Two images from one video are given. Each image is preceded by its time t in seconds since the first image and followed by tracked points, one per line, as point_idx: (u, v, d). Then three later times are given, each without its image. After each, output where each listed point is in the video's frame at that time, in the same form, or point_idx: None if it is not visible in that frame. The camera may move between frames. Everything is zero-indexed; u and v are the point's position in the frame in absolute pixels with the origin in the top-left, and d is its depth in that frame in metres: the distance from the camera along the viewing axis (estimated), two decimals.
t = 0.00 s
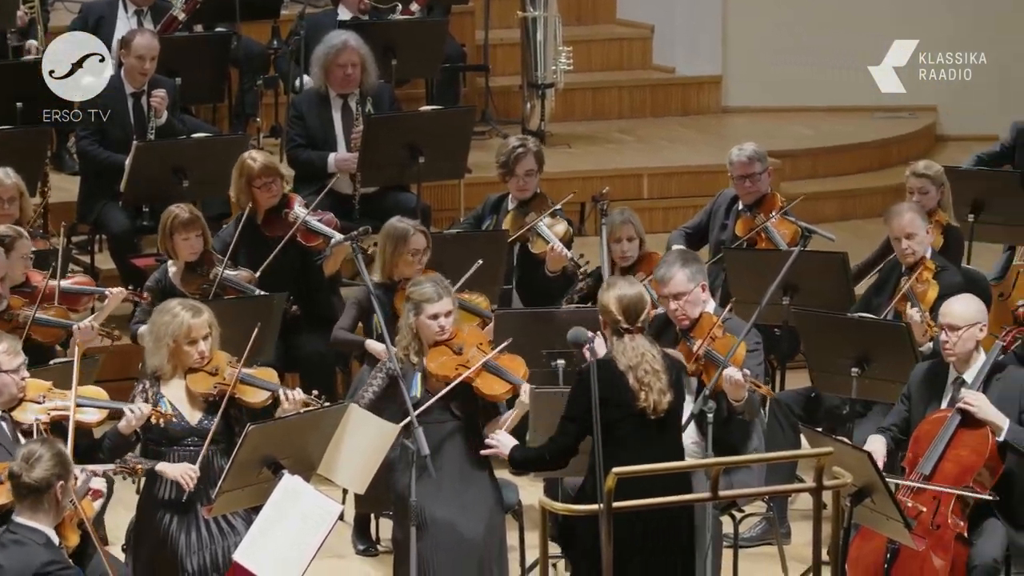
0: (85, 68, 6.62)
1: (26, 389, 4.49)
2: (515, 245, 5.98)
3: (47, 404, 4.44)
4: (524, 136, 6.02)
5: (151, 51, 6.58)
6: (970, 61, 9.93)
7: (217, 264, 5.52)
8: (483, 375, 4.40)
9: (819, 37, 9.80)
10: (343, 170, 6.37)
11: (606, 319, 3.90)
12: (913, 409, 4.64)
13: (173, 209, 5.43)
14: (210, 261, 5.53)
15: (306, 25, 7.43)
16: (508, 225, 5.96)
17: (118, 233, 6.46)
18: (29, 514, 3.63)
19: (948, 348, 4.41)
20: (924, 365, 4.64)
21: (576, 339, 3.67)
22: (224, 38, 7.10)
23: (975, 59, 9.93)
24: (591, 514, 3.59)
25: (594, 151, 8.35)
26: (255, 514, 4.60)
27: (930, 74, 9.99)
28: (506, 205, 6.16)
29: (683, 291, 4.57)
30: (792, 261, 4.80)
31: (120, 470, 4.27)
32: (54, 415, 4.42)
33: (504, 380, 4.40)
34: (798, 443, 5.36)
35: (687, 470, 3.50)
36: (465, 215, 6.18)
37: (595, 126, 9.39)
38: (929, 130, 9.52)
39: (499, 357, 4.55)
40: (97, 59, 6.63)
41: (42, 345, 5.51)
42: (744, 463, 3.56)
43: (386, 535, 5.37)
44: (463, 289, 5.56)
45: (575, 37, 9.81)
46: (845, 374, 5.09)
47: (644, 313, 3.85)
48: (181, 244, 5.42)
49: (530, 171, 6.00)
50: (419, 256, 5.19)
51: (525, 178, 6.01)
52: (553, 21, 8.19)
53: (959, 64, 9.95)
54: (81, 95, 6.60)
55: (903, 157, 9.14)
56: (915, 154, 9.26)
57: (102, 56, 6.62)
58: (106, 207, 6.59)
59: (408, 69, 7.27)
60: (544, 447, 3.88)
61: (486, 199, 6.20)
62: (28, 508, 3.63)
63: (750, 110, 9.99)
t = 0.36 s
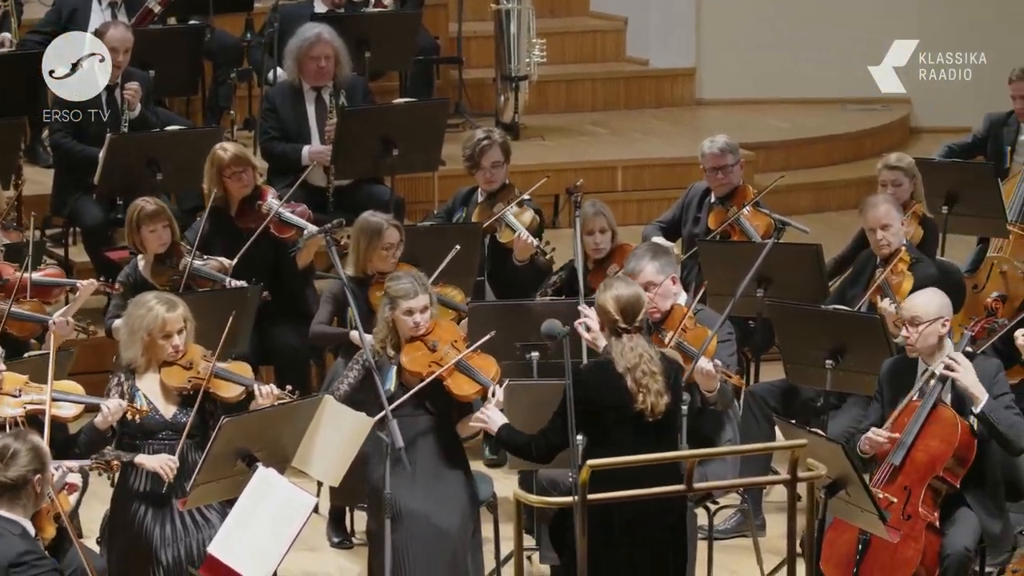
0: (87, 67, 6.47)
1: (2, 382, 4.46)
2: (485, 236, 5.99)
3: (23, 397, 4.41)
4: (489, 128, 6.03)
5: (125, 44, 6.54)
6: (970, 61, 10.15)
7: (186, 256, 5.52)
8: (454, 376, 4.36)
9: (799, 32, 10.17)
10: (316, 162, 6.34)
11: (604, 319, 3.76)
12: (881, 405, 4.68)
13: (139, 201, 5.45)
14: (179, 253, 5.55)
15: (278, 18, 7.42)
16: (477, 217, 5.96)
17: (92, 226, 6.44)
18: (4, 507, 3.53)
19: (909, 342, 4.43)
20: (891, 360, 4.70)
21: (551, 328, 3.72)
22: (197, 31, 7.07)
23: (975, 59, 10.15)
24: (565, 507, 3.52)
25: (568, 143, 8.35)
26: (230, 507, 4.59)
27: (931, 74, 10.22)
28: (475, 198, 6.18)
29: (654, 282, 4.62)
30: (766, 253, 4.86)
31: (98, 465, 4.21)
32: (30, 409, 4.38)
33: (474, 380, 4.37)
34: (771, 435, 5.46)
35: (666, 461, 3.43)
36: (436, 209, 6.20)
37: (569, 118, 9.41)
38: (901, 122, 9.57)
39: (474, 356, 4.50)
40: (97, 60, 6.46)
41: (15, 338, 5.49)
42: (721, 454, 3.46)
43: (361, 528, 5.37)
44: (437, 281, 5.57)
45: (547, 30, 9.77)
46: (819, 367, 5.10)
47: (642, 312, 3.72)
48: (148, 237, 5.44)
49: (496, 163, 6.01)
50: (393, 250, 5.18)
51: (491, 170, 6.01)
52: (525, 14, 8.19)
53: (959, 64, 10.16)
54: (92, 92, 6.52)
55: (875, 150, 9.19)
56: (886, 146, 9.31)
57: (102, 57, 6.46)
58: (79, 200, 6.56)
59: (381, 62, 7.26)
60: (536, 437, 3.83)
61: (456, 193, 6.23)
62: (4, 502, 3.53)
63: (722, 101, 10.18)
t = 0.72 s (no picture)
0: (84, 67, 6.55)
1: None
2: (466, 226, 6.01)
3: (14, 391, 4.39)
4: (466, 119, 6.04)
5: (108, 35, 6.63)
6: (970, 61, 10.18)
7: (164, 245, 5.54)
8: (443, 374, 4.36)
9: (783, 24, 10.25)
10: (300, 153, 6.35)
11: (602, 312, 3.71)
12: (862, 397, 4.70)
13: (115, 194, 5.46)
14: (157, 244, 5.56)
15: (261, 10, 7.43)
16: (457, 207, 5.99)
17: (76, 218, 6.44)
18: None
19: (887, 334, 4.47)
20: (871, 352, 4.71)
21: (534, 321, 3.70)
22: (181, 23, 7.06)
23: (975, 59, 10.18)
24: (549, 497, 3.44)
25: (552, 134, 8.36)
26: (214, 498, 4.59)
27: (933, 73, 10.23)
28: (454, 189, 6.21)
29: (643, 272, 4.53)
30: (749, 243, 4.96)
31: (81, 457, 4.18)
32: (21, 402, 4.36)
33: (462, 379, 4.35)
34: (755, 427, 5.48)
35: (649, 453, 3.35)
36: (415, 202, 6.23)
37: (552, 110, 9.44)
38: (884, 113, 9.61)
39: (463, 355, 4.50)
40: (97, 60, 6.55)
41: None
42: (704, 447, 3.36)
43: (344, 519, 5.38)
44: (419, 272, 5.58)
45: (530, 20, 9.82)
46: (803, 358, 5.10)
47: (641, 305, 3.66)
48: (124, 229, 5.45)
49: (473, 154, 6.03)
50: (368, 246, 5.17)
51: (469, 161, 6.03)
52: (509, 6, 8.20)
53: (959, 64, 10.20)
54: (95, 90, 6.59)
55: (857, 142, 9.23)
56: (869, 138, 9.34)
57: (102, 56, 6.56)
58: (63, 192, 6.55)
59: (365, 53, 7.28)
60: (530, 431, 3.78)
61: (435, 185, 6.25)
62: None
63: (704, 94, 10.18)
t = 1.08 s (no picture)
0: (86, 68, 6.58)
1: None
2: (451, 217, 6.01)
3: (9, 383, 4.38)
4: (446, 110, 6.03)
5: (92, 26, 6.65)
6: (970, 61, 10.25)
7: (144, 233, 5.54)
8: (438, 361, 4.36)
9: (768, 15, 10.26)
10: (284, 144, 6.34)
11: (594, 289, 3.67)
12: (849, 385, 4.69)
13: (98, 182, 5.49)
14: (138, 232, 5.56)
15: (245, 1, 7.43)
16: (439, 197, 5.99)
17: (60, 208, 6.42)
18: None
19: (880, 323, 4.46)
20: (858, 341, 4.71)
21: (518, 311, 3.69)
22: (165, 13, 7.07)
23: (974, 59, 10.23)
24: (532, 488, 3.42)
25: (536, 125, 8.36)
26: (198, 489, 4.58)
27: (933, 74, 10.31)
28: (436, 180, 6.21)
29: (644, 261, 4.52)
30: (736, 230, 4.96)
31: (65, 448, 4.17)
32: (16, 395, 4.33)
33: (458, 364, 4.36)
34: (740, 418, 5.49)
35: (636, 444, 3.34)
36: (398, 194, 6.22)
37: (537, 100, 9.45)
38: (868, 104, 9.64)
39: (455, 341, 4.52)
40: (98, 60, 6.60)
41: None
42: (689, 437, 3.36)
43: (329, 510, 5.38)
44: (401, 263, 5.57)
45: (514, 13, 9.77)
46: (788, 348, 5.09)
47: (632, 281, 3.62)
48: (106, 218, 5.46)
49: (454, 144, 6.01)
50: (345, 237, 5.18)
51: (450, 151, 6.01)
52: None
53: (958, 64, 10.25)
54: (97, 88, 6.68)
55: (842, 132, 9.25)
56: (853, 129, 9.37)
57: (102, 57, 6.61)
58: (46, 183, 6.53)
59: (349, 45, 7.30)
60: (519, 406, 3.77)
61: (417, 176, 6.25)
62: None
63: (689, 84, 10.20)
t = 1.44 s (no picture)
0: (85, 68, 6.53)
1: None
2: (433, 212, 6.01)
3: None
4: (429, 104, 6.03)
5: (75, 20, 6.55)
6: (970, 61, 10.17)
7: (130, 224, 5.55)
8: (421, 347, 4.34)
9: (753, 9, 10.27)
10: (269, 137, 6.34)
11: (584, 266, 3.64)
12: (834, 374, 4.69)
13: (88, 170, 5.49)
14: (124, 222, 5.56)
15: None
16: (421, 190, 5.99)
17: (44, 203, 6.42)
18: None
19: (867, 313, 4.44)
20: (843, 332, 4.71)
21: (503, 306, 3.69)
22: (150, 7, 7.06)
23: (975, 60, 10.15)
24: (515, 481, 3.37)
25: (520, 119, 8.36)
26: (181, 483, 4.58)
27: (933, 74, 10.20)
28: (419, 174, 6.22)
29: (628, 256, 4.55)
30: (722, 223, 4.91)
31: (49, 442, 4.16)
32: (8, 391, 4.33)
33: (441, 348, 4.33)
34: (724, 411, 5.50)
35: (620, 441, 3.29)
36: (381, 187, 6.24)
37: (522, 94, 9.45)
38: (852, 98, 9.66)
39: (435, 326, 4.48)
40: (98, 60, 6.53)
41: None
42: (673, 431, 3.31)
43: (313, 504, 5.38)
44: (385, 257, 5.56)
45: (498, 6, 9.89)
46: (771, 342, 5.11)
47: (622, 258, 3.60)
48: (92, 206, 5.46)
49: (437, 138, 6.01)
50: (330, 230, 5.18)
51: (433, 145, 6.01)
52: None
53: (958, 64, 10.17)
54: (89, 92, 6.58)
55: (827, 126, 9.26)
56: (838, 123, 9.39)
57: (102, 57, 6.54)
58: (30, 178, 6.51)
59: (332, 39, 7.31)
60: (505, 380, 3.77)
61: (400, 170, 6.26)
62: None
63: (673, 78, 10.21)
